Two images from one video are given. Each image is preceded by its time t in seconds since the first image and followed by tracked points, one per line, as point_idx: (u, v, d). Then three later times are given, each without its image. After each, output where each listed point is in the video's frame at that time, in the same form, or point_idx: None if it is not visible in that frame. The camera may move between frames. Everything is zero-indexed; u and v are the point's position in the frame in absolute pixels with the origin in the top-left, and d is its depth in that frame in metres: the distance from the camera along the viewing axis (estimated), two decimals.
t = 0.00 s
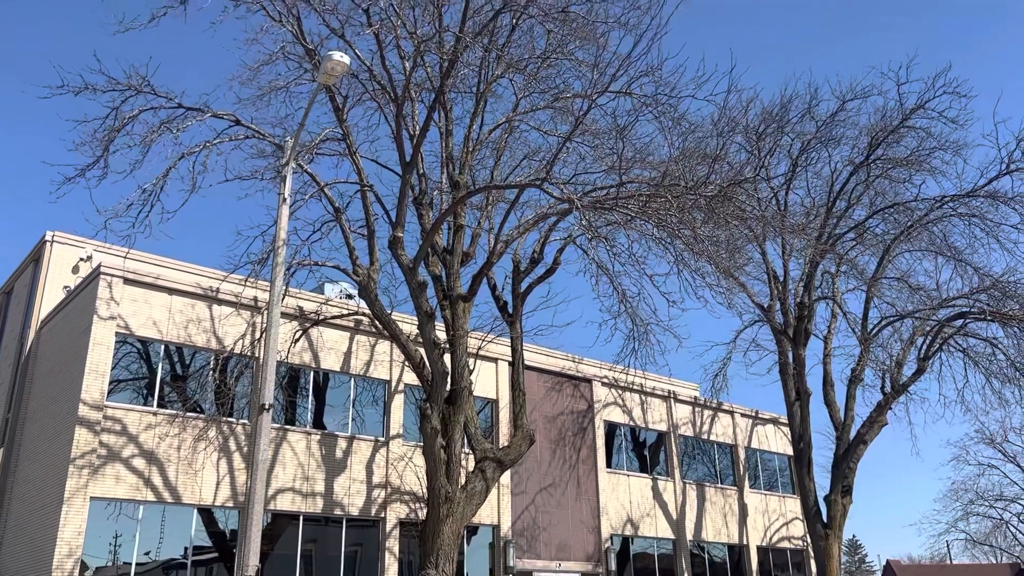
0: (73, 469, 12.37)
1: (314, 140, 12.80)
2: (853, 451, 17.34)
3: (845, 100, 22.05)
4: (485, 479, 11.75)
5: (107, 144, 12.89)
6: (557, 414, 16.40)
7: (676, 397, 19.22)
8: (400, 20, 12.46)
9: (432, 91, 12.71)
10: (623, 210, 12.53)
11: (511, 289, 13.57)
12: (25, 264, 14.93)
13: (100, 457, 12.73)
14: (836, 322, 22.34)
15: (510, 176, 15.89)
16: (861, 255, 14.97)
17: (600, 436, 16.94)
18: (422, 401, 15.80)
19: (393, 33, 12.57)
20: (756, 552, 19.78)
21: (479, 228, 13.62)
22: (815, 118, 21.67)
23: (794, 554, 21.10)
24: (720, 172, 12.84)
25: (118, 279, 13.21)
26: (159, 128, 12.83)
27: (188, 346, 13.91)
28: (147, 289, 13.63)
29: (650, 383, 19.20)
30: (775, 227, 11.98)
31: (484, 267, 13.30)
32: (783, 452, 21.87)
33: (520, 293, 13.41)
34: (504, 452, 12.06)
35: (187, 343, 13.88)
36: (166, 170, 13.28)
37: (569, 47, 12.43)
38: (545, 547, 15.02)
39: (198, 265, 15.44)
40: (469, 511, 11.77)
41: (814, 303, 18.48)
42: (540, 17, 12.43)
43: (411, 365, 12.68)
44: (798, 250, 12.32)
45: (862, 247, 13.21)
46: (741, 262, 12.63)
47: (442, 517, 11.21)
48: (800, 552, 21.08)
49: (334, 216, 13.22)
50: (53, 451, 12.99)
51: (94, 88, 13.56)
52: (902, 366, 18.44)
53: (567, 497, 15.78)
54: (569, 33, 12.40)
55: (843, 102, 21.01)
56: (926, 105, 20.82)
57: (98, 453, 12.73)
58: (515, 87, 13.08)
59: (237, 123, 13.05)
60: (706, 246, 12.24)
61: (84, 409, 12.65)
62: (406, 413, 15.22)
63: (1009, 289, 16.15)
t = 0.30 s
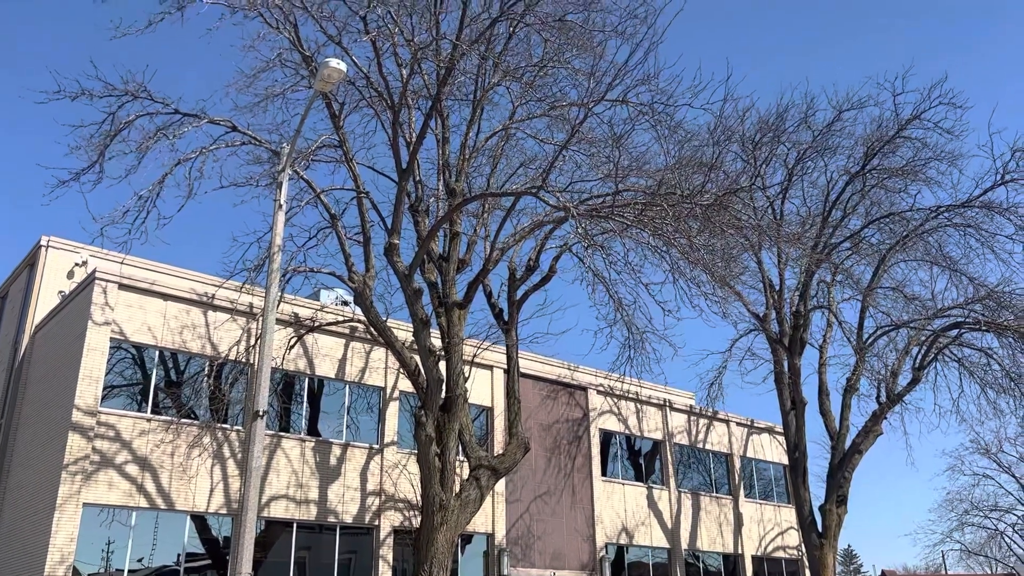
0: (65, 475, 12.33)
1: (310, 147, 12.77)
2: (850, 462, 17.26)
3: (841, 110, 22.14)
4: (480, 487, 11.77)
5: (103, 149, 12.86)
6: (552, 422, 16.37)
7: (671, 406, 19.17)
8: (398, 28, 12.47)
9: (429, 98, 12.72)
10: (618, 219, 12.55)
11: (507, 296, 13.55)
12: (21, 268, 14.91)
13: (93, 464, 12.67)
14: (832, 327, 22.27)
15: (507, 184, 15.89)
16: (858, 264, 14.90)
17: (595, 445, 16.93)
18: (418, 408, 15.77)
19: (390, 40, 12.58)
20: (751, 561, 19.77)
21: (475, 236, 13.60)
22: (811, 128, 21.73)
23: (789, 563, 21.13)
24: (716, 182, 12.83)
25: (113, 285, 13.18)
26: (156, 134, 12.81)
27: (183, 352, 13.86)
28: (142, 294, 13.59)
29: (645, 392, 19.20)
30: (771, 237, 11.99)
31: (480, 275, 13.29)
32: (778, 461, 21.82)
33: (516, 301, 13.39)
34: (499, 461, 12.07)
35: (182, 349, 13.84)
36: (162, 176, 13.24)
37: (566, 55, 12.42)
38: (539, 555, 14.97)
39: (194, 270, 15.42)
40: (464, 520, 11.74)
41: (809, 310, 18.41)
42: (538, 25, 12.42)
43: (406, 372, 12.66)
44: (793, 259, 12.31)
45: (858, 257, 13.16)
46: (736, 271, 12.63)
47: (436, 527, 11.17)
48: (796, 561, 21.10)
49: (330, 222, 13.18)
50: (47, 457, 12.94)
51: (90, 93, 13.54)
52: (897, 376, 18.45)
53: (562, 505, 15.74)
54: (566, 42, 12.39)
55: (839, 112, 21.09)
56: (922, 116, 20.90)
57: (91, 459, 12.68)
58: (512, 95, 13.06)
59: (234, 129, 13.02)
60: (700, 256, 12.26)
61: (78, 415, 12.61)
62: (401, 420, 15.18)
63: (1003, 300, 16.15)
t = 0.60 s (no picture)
0: (156, 440, 15.77)
1: (348, 183, 16.07)
2: (773, 431, 19.61)
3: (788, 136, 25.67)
4: (481, 452, 15.22)
5: (184, 184, 16.16)
6: (541, 402, 19.88)
7: (632, 389, 22.78)
8: (419, 89, 15.71)
9: (443, 145, 16.01)
10: (593, 242, 15.74)
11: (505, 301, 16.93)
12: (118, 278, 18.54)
13: (177, 432, 16.09)
14: (760, 330, 25.01)
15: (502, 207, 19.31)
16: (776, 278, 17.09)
17: (574, 420, 20.47)
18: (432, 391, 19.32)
19: (413, 98, 15.82)
20: (695, 510, 23.29)
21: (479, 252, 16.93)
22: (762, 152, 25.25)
23: (726, 512, 24.63)
24: (669, 212, 16.14)
25: (192, 291, 16.61)
26: (227, 172, 16.13)
27: (248, 344, 17.44)
28: (214, 298, 17.03)
29: (613, 377, 22.90)
30: (712, 257, 15.32)
31: (483, 284, 16.66)
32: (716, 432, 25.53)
33: (512, 305, 16.78)
34: (497, 432, 15.48)
35: (247, 342, 17.42)
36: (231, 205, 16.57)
37: (551, 112, 15.64)
38: (528, 505, 18.51)
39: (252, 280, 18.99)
40: (470, 477, 15.25)
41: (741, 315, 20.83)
42: (530, 88, 15.60)
43: (423, 362, 16.01)
44: (730, 274, 15.65)
45: (782, 271, 16.59)
46: (685, 283, 15.97)
47: (448, 481, 14.65)
48: (731, 511, 24.67)
49: (364, 243, 16.56)
50: (140, 428, 16.37)
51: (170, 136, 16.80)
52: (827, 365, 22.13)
53: (548, 468, 19.30)
54: (552, 101, 15.61)
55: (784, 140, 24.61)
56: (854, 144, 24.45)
57: (175, 428, 16.10)
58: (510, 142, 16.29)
59: (288, 168, 16.29)
60: (656, 269, 15.54)
61: (166, 394, 16.03)
62: (419, 400, 18.73)
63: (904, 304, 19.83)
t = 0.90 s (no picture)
0: (198, 421, 18.23)
1: (366, 200, 18.59)
2: (733, 415, 22.49)
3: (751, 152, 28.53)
4: (479, 432, 17.67)
5: (224, 199, 18.63)
6: (531, 389, 22.54)
7: (611, 378, 25.70)
8: (428, 119, 18.19)
9: (448, 167, 18.54)
10: (576, 252, 18.14)
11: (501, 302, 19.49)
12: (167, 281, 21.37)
13: (216, 414, 18.58)
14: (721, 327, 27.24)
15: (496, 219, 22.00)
16: (733, 283, 20.21)
17: (559, 405, 23.21)
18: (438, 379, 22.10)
19: (422, 127, 18.31)
20: (664, 482, 26.34)
21: (478, 259, 19.45)
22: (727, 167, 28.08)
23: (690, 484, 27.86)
24: (641, 226, 18.71)
25: (230, 292, 19.20)
26: (261, 190, 18.62)
27: (278, 338, 20.20)
28: (249, 298, 19.74)
29: (593, 367, 25.68)
30: (679, 265, 17.88)
31: (482, 287, 19.21)
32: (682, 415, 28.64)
33: (507, 305, 19.35)
34: (493, 415, 17.90)
35: (277, 336, 20.16)
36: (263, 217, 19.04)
37: (541, 140, 18.12)
38: (520, 478, 21.15)
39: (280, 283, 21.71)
40: (469, 454, 17.80)
41: (703, 314, 23.15)
42: (523, 119, 18.10)
43: (429, 354, 18.53)
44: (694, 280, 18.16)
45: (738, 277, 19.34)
46: (655, 287, 18.48)
47: (451, 457, 17.15)
48: (694, 483, 27.87)
49: (379, 251, 19.03)
50: (183, 410, 18.96)
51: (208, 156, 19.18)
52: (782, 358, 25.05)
53: (537, 446, 22.00)
54: (542, 130, 18.12)
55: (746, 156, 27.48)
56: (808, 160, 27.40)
57: (214, 410, 18.58)
58: (505, 164, 18.78)
59: (313, 186, 18.75)
60: (630, 274, 17.92)
61: (206, 380, 18.55)
62: (425, 388, 21.45)
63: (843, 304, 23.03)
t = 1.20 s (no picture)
0: (204, 416, 19.03)
1: (366, 206, 19.51)
2: (712, 412, 23.47)
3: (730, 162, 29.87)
4: (473, 427, 18.55)
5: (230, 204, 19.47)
6: (523, 386, 23.61)
7: (598, 376, 27.03)
8: (426, 130, 19.12)
9: (444, 175, 19.49)
10: (566, 256, 19.04)
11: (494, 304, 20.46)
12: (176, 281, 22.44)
13: (221, 409, 19.42)
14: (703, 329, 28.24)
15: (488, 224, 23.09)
16: (715, 288, 21.81)
17: (549, 401, 24.35)
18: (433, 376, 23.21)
19: (420, 137, 19.23)
20: (647, 474, 27.86)
21: (473, 263, 20.38)
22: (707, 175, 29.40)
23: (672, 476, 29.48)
24: (628, 232, 19.72)
25: (236, 293, 20.17)
26: (266, 196, 19.49)
27: (281, 337, 21.25)
28: (254, 299, 20.76)
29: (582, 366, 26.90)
30: (663, 270, 18.85)
31: (476, 290, 20.18)
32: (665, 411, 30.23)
33: (500, 306, 20.32)
34: (486, 411, 18.78)
35: (280, 335, 21.20)
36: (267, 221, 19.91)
37: (533, 151, 19.08)
38: (511, 471, 22.16)
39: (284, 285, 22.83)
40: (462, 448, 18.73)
41: (685, 316, 24.20)
42: (516, 130, 19.06)
43: (426, 352, 19.45)
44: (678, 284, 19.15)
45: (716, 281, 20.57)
46: (640, 290, 19.45)
47: (446, 451, 18.02)
48: (677, 476, 29.40)
49: (378, 254, 19.93)
50: (190, 404, 19.86)
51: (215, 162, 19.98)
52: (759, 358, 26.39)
53: (528, 440, 23.10)
54: (534, 141, 19.08)
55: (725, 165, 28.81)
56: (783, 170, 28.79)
57: (219, 405, 19.41)
58: (498, 173, 19.75)
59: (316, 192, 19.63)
60: (617, 278, 18.74)
61: (212, 377, 19.40)
62: (422, 385, 22.61)
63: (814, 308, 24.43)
